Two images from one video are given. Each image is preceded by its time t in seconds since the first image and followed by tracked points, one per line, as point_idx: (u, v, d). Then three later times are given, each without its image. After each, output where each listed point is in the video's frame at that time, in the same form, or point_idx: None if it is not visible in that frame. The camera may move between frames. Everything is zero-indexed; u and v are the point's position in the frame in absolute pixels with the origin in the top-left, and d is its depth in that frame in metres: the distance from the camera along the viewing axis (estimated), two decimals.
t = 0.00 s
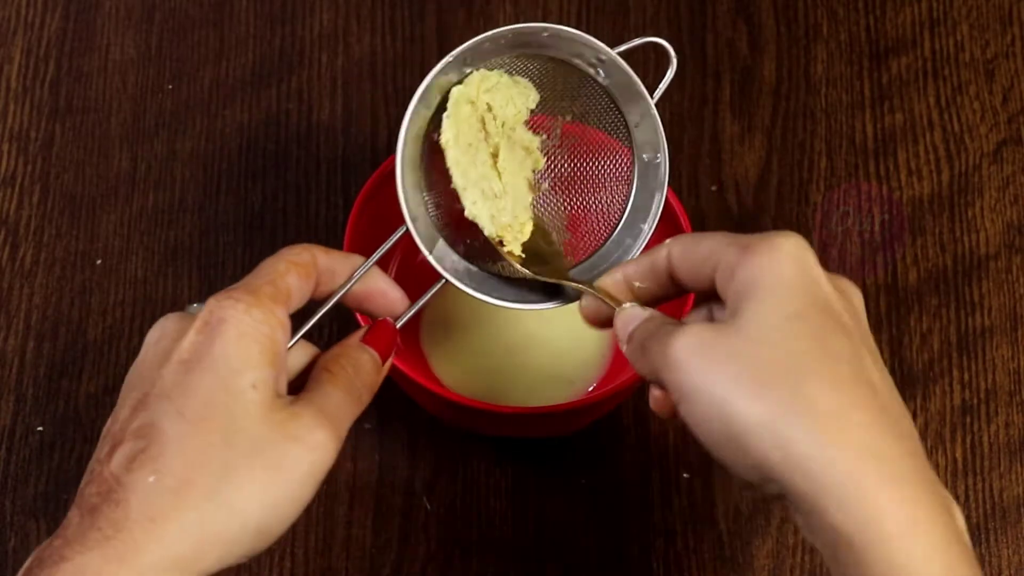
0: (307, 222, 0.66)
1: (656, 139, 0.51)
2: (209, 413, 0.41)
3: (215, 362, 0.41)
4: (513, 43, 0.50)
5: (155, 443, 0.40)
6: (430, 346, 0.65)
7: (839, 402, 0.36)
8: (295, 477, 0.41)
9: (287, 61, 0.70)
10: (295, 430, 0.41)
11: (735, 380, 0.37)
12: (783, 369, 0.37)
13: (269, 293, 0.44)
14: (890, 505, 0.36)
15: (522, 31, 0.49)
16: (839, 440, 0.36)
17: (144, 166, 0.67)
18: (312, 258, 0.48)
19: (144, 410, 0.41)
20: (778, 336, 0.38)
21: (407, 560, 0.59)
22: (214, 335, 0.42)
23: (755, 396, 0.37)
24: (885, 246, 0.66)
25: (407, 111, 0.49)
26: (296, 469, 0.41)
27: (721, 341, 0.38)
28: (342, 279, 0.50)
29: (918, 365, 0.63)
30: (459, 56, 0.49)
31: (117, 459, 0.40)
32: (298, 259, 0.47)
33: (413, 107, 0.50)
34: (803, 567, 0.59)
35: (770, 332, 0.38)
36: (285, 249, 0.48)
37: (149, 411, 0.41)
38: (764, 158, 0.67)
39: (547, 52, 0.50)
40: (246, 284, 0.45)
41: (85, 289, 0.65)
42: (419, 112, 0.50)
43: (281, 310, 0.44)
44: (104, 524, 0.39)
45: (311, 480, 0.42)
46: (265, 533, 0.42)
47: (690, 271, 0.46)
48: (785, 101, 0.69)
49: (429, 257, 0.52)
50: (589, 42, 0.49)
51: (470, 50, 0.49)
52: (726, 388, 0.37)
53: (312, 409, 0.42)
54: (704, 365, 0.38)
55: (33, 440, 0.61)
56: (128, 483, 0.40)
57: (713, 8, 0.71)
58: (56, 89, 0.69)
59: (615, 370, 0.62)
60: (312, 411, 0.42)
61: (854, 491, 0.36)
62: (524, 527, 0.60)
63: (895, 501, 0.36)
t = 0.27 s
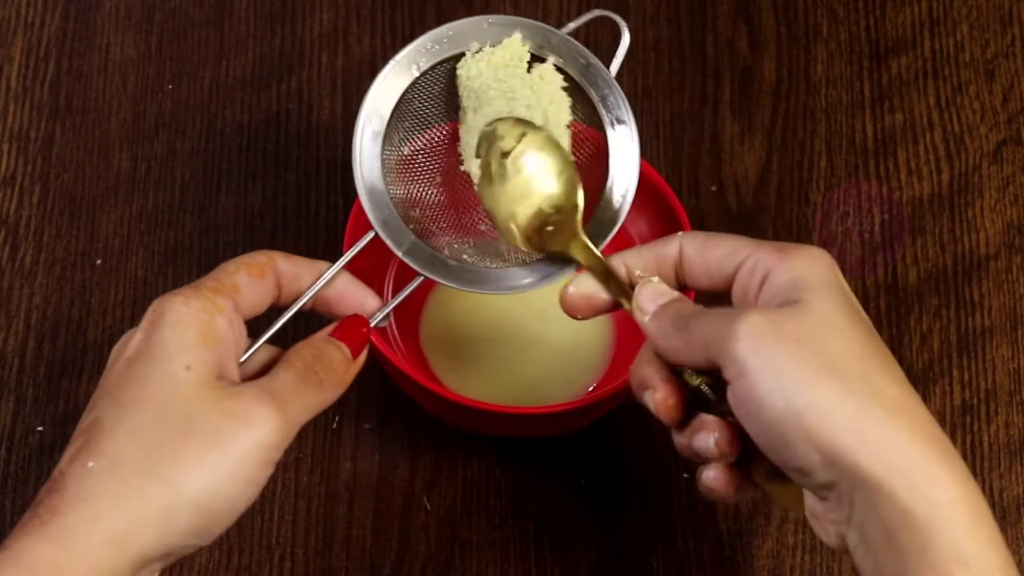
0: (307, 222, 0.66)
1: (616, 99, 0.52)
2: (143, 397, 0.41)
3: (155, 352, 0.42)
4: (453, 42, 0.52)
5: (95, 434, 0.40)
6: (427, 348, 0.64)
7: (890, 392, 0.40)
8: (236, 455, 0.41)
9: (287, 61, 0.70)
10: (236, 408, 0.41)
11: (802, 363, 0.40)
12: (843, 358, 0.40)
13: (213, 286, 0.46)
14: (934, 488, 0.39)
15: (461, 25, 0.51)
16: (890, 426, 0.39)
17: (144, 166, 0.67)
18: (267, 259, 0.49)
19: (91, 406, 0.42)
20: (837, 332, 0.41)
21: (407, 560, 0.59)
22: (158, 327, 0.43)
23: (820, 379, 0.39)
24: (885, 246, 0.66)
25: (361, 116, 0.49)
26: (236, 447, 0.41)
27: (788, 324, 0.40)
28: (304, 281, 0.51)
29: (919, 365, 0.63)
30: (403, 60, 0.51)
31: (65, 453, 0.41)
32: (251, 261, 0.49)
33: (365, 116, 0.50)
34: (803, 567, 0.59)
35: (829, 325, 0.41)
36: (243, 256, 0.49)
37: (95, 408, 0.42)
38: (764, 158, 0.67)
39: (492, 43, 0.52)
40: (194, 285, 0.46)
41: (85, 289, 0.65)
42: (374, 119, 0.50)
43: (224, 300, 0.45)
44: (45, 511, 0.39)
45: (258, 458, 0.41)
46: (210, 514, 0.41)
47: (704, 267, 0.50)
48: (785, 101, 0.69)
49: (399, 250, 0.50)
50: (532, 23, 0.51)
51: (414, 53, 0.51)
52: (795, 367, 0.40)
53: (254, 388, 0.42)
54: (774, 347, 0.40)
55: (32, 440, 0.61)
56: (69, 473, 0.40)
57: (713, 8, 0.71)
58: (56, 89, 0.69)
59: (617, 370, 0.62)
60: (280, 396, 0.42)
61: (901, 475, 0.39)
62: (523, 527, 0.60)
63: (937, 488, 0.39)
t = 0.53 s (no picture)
0: (307, 222, 0.66)
1: (604, 95, 0.52)
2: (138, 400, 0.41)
3: (150, 354, 0.42)
4: (439, 45, 0.52)
5: (91, 436, 0.41)
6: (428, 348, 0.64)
7: (871, 402, 0.40)
8: (234, 460, 0.41)
9: (287, 61, 0.70)
10: (234, 412, 0.41)
11: (776, 369, 0.40)
12: (823, 365, 0.40)
13: (207, 288, 0.45)
14: (904, 503, 0.39)
15: (447, 27, 0.51)
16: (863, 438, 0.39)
17: (144, 166, 0.67)
18: (260, 260, 0.49)
19: (89, 408, 0.42)
20: (822, 336, 0.41)
21: (407, 560, 0.59)
22: (155, 331, 0.43)
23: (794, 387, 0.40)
24: (885, 246, 0.66)
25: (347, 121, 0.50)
26: (234, 452, 0.40)
27: (768, 326, 0.41)
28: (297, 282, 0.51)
29: (918, 365, 0.63)
30: (387, 64, 0.51)
31: (63, 454, 0.41)
32: (244, 262, 0.48)
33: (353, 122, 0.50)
34: (803, 567, 0.59)
35: (814, 329, 0.41)
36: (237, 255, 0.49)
37: (92, 409, 0.42)
38: (764, 158, 0.67)
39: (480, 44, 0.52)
40: (187, 287, 0.46)
41: (85, 290, 0.65)
42: (360, 124, 0.51)
43: (219, 304, 0.45)
44: (39, 511, 0.40)
45: (256, 465, 0.41)
46: (208, 520, 0.41)
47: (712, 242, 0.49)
48: (785, 101, 0.69)
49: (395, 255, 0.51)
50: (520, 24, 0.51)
51: (399, 57, 0.51)
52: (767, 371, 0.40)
53: (257, 398, 0.42)
54: (752, 351, 0.40)
55: (33, 440, 0.61)
56: (65, 473, 0.40)
57: (713, 8, 0.71)
58: (56, 89, 0.69)
59: (617, 369, 0.62)
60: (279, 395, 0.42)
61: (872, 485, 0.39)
62: (523, 527, 0.60)
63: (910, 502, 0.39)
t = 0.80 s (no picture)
0: (308, 222, 0.66)
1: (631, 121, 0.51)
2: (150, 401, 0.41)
3: (163, 358, 0.42)
4: (464, 66, 0.54)
5: (101, 433, 0.41)
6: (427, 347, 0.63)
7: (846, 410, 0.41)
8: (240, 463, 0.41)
9: (287, 61, 0.70)
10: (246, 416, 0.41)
11: (763, 363, 0.41)
12: (811, 369, 0.41)
13: (225, 294, 0.45)
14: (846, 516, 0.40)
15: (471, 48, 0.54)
16: (830, 444, 0.41)
17: (145, 166, 0.67)
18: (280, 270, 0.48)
19: (98, 406, 0.43)
20: (817, 338, 0.41)
21: (407, 561, 0.59)
22: (170, 333, 0.43)
23: (776, 386, 0.41)
24: (885, 245, 0.66)
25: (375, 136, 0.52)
26: (239, 456, 0.41)
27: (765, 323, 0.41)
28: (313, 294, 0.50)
29: (918, 365, 0.63)
30: (415, 83, 0.53)
31: (74, 448, 0.42)
32: (262, 270, 0.47)
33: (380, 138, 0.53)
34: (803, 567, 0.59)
35: (810, 332, 0.41)
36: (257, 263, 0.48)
37: (104, 407, 0.42)
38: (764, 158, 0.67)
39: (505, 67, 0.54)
40: (205, 291, 0.45)
41: (85, 290, 0.65)
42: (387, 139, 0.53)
43: (236, 310, 0.45)
44: (43, 507, 0.40)
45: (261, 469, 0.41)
46: (213, 520, 0.41)
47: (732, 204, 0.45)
48: (785, 101, 0.69)
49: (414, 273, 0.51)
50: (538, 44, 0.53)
51: (426, 76, 0.53)
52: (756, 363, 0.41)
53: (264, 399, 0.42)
54: (710, 365, 0.42)
55: (33, 440, 0.61)
56: (73, 470, 0.40)
57: (713, 8, 0.71)
58: (56, 89, 0.69)
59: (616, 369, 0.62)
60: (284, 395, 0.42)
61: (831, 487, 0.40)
62: (523, 527, 0.60)
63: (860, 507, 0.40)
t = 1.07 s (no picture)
0: (308, 222, 0.66)
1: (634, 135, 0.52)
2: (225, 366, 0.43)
3: (237, 328, 0.44)
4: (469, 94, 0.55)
5: (167, 383, 0.42)
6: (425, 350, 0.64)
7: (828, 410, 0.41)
8: (299, 447, 0.43)
9: (288, 61, 0.70)
10: (310, 403, 0.44)
11: (751, 358, 0.41)
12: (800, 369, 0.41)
13: (291, 279, 0.47)
14: (825, 512, 0.41)
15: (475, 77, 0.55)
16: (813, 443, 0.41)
17: (145, 166, 0.67)
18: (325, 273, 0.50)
19: (161, 359, 0.43)
20: (804, 339, 0.41)
21: (407, 561, 0.59)
22: (239, 310, 0.44)
23: (766, 383, 0.41)
24: (885, 246, 0.66)
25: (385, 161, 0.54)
26: (301, 438, 0.43)
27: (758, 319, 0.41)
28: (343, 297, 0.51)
29: (918, 365, 0.63)
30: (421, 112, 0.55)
31: (125, 395, 0.42)
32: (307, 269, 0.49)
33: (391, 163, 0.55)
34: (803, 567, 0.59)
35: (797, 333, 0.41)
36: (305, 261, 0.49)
37: (163, 363, 0.43)
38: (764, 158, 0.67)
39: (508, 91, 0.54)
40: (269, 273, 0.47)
41: (85, 289, 0.65)
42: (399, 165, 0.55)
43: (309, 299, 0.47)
44: (108, 453, 0.40)
45: (314, 454, 0.44)
46: (261, 498, 0.43)
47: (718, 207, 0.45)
48: (785, 101, 0.69)
49: (422, 293, 0.53)
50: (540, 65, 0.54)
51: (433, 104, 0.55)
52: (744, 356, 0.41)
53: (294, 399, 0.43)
54: (696, 360, 0.41)
55: (33, 440, 0.61)
56: (136, 414, 0.41)
57: (713, 8, 0.71)
58: (56, 89, 0.69)
59: (615, 370, 0.62)
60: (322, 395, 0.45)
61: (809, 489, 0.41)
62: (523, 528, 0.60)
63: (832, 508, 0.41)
